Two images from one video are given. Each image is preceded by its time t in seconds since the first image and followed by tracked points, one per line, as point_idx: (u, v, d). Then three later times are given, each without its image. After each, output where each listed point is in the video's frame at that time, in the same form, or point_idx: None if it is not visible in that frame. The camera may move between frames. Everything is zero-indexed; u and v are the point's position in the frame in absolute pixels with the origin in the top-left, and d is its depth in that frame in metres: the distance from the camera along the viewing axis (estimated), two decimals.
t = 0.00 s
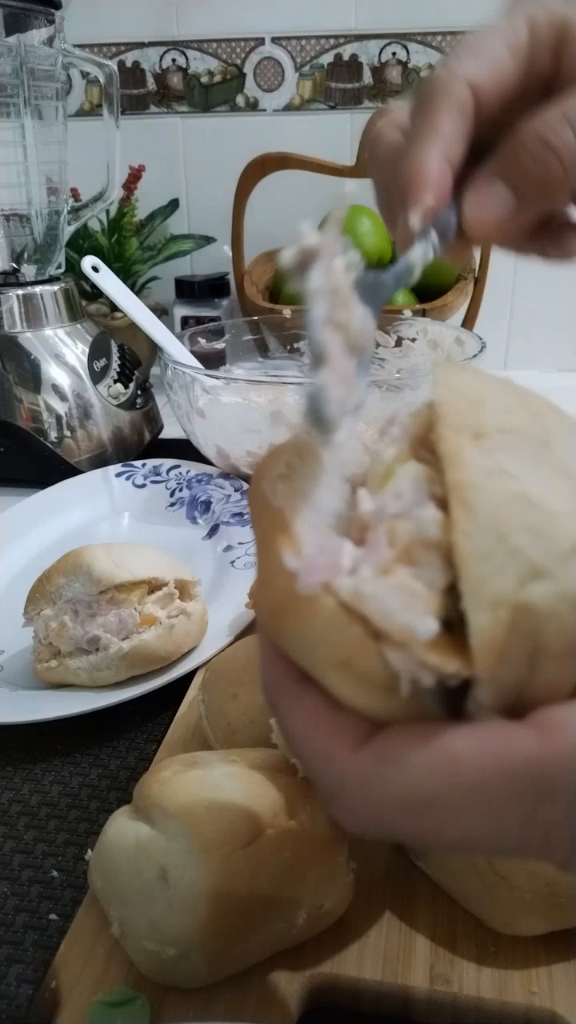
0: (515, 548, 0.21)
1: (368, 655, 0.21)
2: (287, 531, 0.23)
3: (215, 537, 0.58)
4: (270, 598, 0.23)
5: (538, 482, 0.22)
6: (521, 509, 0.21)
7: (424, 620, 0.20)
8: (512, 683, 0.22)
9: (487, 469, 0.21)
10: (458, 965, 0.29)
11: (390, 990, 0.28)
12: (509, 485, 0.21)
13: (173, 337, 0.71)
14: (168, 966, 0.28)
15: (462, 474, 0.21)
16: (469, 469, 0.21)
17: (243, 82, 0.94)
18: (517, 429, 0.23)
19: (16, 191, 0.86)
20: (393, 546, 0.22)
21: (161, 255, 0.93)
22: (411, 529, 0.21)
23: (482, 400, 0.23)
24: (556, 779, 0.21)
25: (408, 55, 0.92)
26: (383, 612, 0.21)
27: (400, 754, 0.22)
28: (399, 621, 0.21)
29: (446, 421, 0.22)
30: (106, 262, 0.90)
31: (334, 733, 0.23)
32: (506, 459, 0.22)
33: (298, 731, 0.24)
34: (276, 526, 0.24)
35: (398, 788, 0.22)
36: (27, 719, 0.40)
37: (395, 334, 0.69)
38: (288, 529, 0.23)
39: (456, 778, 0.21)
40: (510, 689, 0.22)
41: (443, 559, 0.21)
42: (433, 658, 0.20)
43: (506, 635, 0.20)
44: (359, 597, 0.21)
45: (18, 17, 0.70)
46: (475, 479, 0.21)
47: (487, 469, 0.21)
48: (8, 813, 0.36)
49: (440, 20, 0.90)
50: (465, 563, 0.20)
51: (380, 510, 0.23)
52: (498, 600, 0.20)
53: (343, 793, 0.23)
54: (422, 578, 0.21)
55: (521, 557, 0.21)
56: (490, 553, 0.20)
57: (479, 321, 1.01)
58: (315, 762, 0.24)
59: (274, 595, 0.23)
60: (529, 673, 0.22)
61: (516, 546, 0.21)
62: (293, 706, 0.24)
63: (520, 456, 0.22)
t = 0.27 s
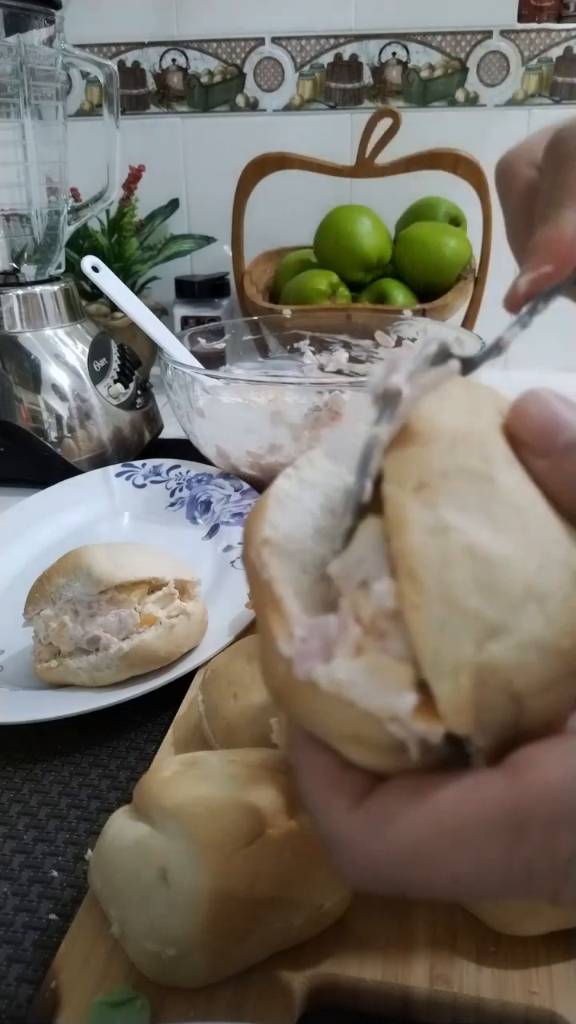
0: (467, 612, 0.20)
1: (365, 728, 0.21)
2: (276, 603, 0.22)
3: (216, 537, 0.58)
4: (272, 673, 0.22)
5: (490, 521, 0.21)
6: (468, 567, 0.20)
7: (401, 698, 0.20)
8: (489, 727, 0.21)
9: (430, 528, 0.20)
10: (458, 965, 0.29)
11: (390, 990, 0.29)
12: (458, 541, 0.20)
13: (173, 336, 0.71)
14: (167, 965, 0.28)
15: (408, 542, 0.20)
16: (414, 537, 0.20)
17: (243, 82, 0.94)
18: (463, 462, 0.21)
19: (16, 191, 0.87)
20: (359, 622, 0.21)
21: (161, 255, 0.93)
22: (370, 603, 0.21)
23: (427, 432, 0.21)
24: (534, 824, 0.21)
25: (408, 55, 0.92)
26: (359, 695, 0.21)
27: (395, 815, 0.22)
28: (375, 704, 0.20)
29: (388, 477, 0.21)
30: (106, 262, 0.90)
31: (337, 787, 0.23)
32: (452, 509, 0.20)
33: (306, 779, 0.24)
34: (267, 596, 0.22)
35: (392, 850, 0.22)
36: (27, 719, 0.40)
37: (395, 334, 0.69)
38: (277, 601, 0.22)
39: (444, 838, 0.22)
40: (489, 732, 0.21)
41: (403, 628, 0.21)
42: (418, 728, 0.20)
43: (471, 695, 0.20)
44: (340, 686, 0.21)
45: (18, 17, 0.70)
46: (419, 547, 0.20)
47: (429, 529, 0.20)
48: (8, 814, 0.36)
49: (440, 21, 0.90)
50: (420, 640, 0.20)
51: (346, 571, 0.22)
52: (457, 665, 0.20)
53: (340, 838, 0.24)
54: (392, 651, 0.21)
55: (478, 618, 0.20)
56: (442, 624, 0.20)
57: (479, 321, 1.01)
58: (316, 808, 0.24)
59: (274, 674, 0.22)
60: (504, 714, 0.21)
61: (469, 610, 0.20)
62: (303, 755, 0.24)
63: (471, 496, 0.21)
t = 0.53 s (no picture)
0: (477, 566, 0.19)
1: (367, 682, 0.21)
2: (305, 532, 0.22)
3: (216, 537, 0.58)
4: (292, 602, 0.22)
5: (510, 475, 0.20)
6: (483, 524, 0.19)
7: (405, 649, 0.20)
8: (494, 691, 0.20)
9: (446, 485, 0.19)
10: (457, 965, 0.29)
11: (391, 990, 0.29)
12: (477, 497, 0.19)
13: (173, 335, 0.71)
14: (167, 965, 0.28)
15: (425, 497, 0.19)
16: (432, 492, 0.19)
17: (243, 82, 0.94)
18: (487, 415, 0.20)
19: (16, 191, 0.87)
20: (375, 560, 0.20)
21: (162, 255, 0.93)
22: (385, 547, 0.20)
23: (452, 392, 0.21)
24: (531, 807, 0.20)
25: (408, 54, 0.92)
26: (363, 640, 0.20)
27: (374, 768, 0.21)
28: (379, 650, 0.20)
29: (408, 434, 0.20)
30: (106, 262, 0.90)
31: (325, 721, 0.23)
32: (470, 464, 0.19)
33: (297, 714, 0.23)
34: (297, 525, 0.22)
35: (370, 798, 0.21)
36: (27, 720, 0.40)
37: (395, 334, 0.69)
38: (308, 530, 0.22)
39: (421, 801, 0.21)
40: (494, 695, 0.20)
41: (414, 580, 0.20)
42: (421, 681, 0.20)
43: (479, 652, 0.20)
44: (342, 628, 0.20)
45: (18, 17, 0.70)
46: (437, 501, 0.19)
47: (447, 483, 0.19)
48: (8, 814, 0.36)
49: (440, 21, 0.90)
50: (429, 593, 0.19)
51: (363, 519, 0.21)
52: (467, 620, 0.20)
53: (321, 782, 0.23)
54: (397, 602, 0.20)
55: (488, 577, 0.19)
56: (451, 580, 0.19)
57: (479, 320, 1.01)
58: (302, 749, 0.23)
59: (292, 602, 0.22)
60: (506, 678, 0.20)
61: (480, 566, 0.19)
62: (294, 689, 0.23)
63: (491, 453, 0.20)
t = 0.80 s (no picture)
0: (503, 538, 0.21)
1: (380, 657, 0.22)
2: (304, 525, 0.23)
3: (216, 537, 0.58)
4: (292, 593, 0.23)
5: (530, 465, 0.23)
6: (506, 499, 0.22)
7: (430, 617, 0.21)
8: (510, 678, 0.21)
9: (469, 466, 0.22)
10: (458, 966, 0.29)
11: (391, 990, 0.29)
12: (495, 477, 0.22)
13: (173, 336, 0.71)
14: (167, 966, 0.28)
15: (444, 475, 0.22)
16: (449, 470, 0.22)
17: (243, 82, 0.94)
18: (499, 417, 0.24)
19: (17, 191, 0.87)
20: (389, 540, 0.22)
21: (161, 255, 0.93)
22: (402, 525, 0.22)
23: (468, 399, 0.24)
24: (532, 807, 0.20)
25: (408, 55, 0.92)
26: (384, 610, 0.21)
27: (380, 734, 0.22)
28: (403, 621, 0.21)
29: (427, 428, 0.24)
30: (106, 262, 0.90)
31: (319, 702, 0.24)
32: (487, 451, 0.23)
33: (285, 706, 0.24)
34: (294, 520, 0.23)
35: (378, 767, 0.22)
36: (26, 720, 0.40)
37: (395, 334, 0.70)
38: (307, 524, 0.23)
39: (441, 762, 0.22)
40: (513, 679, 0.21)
41: (435, 553, 0.22)
42: (443, 651, 0.21)
43: (506, 623, 0.21)
44: (360, 602, 0.21)
45: (18, 17, 0.70)
46: (457, 477, 0.22)
47: (465, 465, 0.22)
48: (8, 814, 0.36)
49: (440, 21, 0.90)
50: (454, 562, 0.21)
51: (371, 509, 0.23)
52: (492, 591, 0.21)
53: (322, 763, 0.23)
54: (414, 571, 0.21)
55: (511, 543, 0.21)
56: (477, 545, 0.21)
57: (479, 320, 1.01)
58: (296, 728, 0.24)
59: (295, 590, 0.23)
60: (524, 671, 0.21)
61: (503, 534, 0.21)
62: (285, 679, 0.24)
63: (507, 446, 0.23)
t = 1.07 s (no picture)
0: (517, 540, 0.21)
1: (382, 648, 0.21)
2: (309, 509, 0.23)
3: (215, 537, 0.58)
4: (292, 577, 0.23)
5: (547, 466, 0.22)
6: (524, 500, 0.21)
7: (434, 617, 0.20)
8: (507, 679, 0.21)
9: (487, 460, 0.22)
10: (457, 965, 0.29)
11: (390, 990, 0.28)
12: (517, 475, 0.22)
13: (173, 336, 0.71)
14: (168, 966, 0.28)
15: (465, 466, 0.22)
16: (472, 463, 0.22)
17: (243, 82, 0.94)
18: (523, 413, 0.24)
19: (17, 191, 0.87)
20: (396, 535, 0.21)
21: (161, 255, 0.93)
22: (413, 519, 0.21)
23: (492, 391, 0.24)
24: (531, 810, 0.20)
25: (408, 55, 0.92)
26: (386, 607, 0.20)
27: (380, 731, 0.22)
28: (406, 620, 0.20)
29: (448, 413, 0.23)
30: (106, 262, 0.90)
31: (317, 689, 0.23)
32: (509, 447, 0.22)
33: (281, 690, 0.24)
34: (298, 502, 0.23)
35: (376, 767, 0.21)
36: (27, 720, 0.40)
37: (395, 334, 0.70)
38: (312, 508, 0.23)
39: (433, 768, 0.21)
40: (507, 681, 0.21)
41: (446, 552, 0.21)
42: (444, 656, 0.20)
43: (510, 629, 0.20)
44: (363, 596, 0.20)
45: (18, 17, 0.70)
46: (476, 472, 0.22)
47: (487, 458, 0.22)
48: (8, 813, 0.36)
49: (439, 21, 0.90)
50: (464, 561, 0.20)
51: (380, 500, 0.22)
52: (503, 594, 0.20)
53: (316, 752, 0.23)
54: (420, 568, 0.20)
55: (525, 547, 0.21)
56: (491, 545, 0.21)
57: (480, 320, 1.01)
58: (294, 722, 0.23)
59: (296, 574, 0.22)
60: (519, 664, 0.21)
61: (518, 536, 0.21)
62: (282, 663, 0.24)
63: (527, 442, 0.23)
